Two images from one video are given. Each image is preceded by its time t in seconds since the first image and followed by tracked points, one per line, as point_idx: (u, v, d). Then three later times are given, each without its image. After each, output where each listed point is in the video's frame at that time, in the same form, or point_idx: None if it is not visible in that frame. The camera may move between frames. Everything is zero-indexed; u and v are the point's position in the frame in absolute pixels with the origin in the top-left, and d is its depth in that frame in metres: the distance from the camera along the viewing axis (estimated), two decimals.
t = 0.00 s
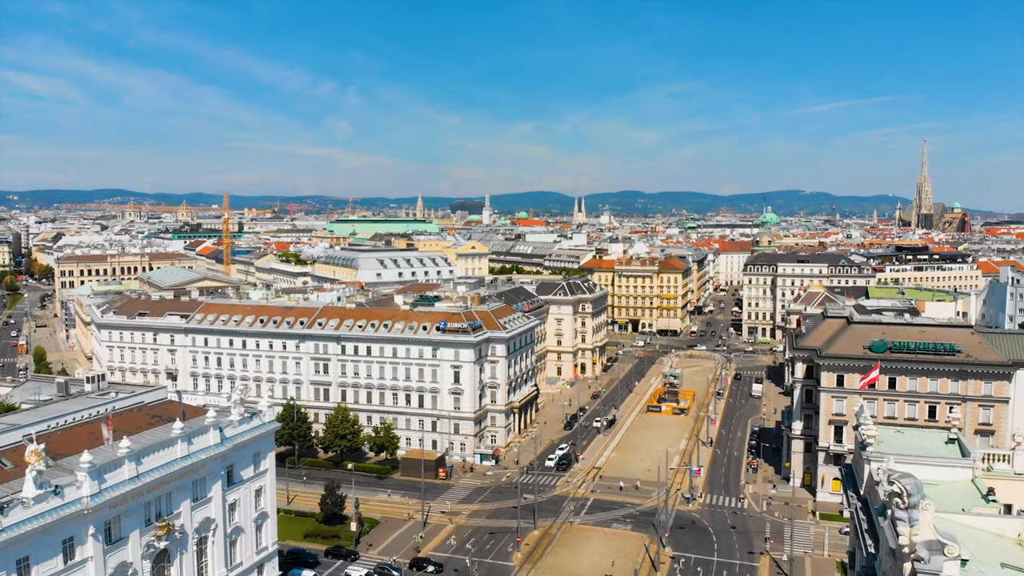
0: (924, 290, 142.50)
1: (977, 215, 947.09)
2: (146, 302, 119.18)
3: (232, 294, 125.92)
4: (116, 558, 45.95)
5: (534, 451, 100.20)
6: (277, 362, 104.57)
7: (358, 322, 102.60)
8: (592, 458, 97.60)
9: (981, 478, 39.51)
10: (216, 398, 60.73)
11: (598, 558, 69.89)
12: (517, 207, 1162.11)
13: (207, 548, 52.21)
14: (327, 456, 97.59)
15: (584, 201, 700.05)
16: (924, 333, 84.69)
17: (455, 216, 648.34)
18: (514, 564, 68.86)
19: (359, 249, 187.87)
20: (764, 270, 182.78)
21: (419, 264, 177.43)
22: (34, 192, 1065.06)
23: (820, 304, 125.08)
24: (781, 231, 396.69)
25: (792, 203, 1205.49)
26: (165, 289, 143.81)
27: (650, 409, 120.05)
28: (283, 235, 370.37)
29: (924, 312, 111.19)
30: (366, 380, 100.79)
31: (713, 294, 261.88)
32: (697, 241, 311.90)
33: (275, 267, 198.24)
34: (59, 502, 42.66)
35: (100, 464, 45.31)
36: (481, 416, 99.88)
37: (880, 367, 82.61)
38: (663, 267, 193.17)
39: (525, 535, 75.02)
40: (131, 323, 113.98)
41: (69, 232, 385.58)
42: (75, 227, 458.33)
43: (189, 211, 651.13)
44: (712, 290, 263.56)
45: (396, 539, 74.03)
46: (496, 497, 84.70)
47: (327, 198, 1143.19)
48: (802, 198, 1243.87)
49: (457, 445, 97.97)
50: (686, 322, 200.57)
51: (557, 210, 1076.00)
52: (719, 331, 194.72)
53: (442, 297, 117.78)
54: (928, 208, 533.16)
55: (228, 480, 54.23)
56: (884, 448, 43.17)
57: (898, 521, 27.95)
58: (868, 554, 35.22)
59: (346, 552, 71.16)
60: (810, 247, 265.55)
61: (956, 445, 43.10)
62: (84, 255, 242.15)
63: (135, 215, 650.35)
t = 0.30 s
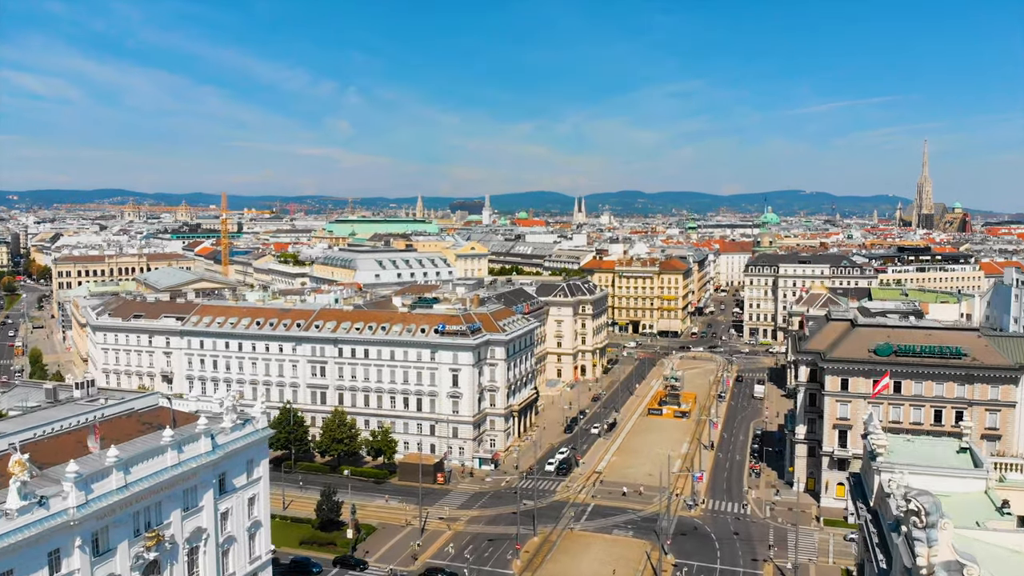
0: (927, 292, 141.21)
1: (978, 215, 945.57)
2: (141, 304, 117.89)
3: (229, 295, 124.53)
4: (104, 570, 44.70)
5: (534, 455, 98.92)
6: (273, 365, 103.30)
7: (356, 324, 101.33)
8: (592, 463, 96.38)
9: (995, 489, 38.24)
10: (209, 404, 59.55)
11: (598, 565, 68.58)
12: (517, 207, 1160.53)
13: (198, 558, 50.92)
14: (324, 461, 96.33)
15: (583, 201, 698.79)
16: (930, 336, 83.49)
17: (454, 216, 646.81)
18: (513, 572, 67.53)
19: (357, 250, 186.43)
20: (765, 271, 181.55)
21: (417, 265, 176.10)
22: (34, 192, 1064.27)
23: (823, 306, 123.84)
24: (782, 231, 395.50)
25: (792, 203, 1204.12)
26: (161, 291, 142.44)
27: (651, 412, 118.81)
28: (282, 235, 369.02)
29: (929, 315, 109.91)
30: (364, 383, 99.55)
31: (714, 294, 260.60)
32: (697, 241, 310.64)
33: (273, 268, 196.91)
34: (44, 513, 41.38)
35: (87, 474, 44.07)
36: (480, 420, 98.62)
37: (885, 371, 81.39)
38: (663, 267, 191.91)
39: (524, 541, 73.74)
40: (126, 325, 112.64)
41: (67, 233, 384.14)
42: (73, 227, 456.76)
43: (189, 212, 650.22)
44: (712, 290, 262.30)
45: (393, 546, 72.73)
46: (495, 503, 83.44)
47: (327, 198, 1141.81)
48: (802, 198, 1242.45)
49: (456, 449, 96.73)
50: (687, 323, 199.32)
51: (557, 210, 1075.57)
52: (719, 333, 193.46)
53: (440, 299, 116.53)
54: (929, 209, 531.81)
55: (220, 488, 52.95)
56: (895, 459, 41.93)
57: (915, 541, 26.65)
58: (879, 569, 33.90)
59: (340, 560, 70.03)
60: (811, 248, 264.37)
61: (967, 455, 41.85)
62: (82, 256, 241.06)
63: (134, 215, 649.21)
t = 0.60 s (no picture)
0: (931, 293, 139.57)
1: (978, 216, 944.14)
2: (136, 306, 116.37)
3: (225, 297, 123.03)
4: None
5: (534, 460, 97.45)
6: (269, 368, 101.82)
7: (353, 327, 99.83)
8: (593, 468, 94.91)
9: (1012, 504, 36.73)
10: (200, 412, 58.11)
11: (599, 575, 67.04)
12: (517, 207, 1159.00)
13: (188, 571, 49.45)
14: (321, 466, 94.90)
15: (583, 201, 697.53)
16: (937, 340, 81.98)
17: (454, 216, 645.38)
18: None
19: (356, 251, 184.91)
20: (767, 272, 180.10)
21: (416, 266, 174.60)
22: (33, 192, 1063.38)
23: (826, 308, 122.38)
24: (783, 231, 394.00)
25: (793, 203, 1202.82)
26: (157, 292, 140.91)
27: (652, 415, 117.32)
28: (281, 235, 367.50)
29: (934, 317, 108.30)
30: (361, 387, 98.08)
31: (715, 295, 259.23)
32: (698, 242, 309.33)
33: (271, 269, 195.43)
34: (26, 527, 39.92)
35: (72, 486, 42.64)
36: (480, 424, 97.14)
37: (891, 376, 79.85)
38: (664, 268, 190.45)
39: (523, 550, 72.25)
40: (120, 328, 111.12)
41: (66, 233, 382.62)
42: (72, 227, 455.23)
43: (188, 212, 649.43)
44: (713, 292, 260.96)
45: (390, 555, 71.23)
46: (494, 510, 81.96)
47: (327, 198, 1140.44)
48: (802, 198, 1241.04)
49: (454, 454, 95.24)
50: (688, 324, 197.90)
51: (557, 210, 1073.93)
52: (720, 334, 192.05)
53: (439, 301, 115.03)
54: (929, 209, 530.58)
55: (210, 498, 51.47)
56: (907, 470, 40.51)
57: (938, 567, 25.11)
58: None
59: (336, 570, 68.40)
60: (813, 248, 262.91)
61: (981, 468, 40.42)
62: (79, 257, 239.45)
63: (134, 215, 648.25)
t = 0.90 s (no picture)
0: (934, 294, 138.28)
1: (978, 216, 942.90)
2: (131, 307, 115.10)
3: (222, 299, 121.77)
4: None
5: (533, 464, 96.17)
6: (266, 371, 100.54)
7: (350, 329, 98.56)
8: (594, 472, 93.71)
9: None
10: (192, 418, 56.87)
11: None
12: (517, 207, 1157.55)
13: None
14: (317, 470, 93.69)
15: (583, 201, 696.57)
16: (942, 343, 80.76)
17: (454, 216, 644.50)
18: None
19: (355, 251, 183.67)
20: (768, 273, 178.95)
21: (415, 267, 173.34)
22: (33, 191, 1062.20)
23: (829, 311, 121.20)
24: (783, 231, 393.02)
25: (793, 203, 1201.70)
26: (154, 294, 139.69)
27: (653, 418, 116.07)
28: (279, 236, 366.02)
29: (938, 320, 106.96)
30: (358, 390, 96.82)
31: (716, 296, 258.14)
32: (698, 242, 308.34)
33: (270, 270, 194.38)
34: (10, 539, 38.55)
35: (58, 496, 41.34)
36: (479, 428, 95.86)
37: (897, 380, 78.61)
38: (665, 269, 189.25)
39: (522, 557, 70.97)
40: (115, 330, 109.83)
41: (64, 233, 381.01)
42: (70, 227, 454.00)
43: (188, 212, 649.53)
44: (714, 292, 259.87)
45: (387, 563, 69.94)
46: (493, 516, 80.67)
47: (326, 198, 1138.98)
48: (803, 198, 1239.89)
49: (453, 458, 93.94)
50: (689, 325, 196.70)
51: (556, 210, 1072.50)
52: (721, 335, 190.85)
53: (438, 302, 113.78)
54: (930, 209, 529.79)
55: (202, 508, 50.25)
56: (918, 481, 39.25)
57: None
58: None
59: None
60: (814, 249, 261.60)
61: (995, 479, 39.13)
62: (77, 257, 237.98)
63: (133, 215, 648.54)
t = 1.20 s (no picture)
0: (938, 295, 136.89)
1: (979, 216, 941.71)
2: (127, 309, 113.83)
3: (219, 301, 120.57)
4: None
5: (533, 469, 94.85)
6: (263, 374, 99.25)
7: (347, 332, 97.33)
8: (594, 477, 92.45)
9: None
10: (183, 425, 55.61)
11: None
12: (517, 207, 1156.20)
13: None
14: (315, 475, 92.46)
15: (583, 201, 695.45)
16: (948, 346, 79.50)
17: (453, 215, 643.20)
18: None
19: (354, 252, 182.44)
20: (770, 274, 177.70)
21: (414, 268, 172.15)
22: (32, 191, 1061.10)
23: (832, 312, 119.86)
24: (784, 232, 392.38)
25: (793, 203, 1200.36)
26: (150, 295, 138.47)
27: (654, 421, 114.81)
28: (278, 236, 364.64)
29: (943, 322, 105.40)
30: (356, 394, 95.55)
31: (716, 296, 256.88)
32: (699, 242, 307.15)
33: (268, 271, 193.27)
34: None
35: (43, 507, 39.96)
36: (478, 432, 94.56)
37: (902, 384, 77.34)
38: (666, 270, 188.01)
39: (522, 565, 69.68)
40: (110, 332, 108.51)
41: (62, 234, 379.46)
42: (69, 228, 452.31)
43: (188, 212, 648.81)
44: (715, 293, 258.59)
45: (383, 571, 68.63)
46: (493, 522, 79.38)
47: (326, 198, 1137.75)
48: (803, 198, 1238.61)
49: (452, 463, 92.67)
50: (690, 326, 195.44)
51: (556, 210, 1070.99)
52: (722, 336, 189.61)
53: (436, 304, 112.42)
54: (931, 209, 528.71)
55: (193, 518, 48.95)
56: (930, 493, 37.99)
57: None
58: None
59: None
60: (816, 249, 260.17)
61: (1010, 490, 37.86)
62: (74, 258, 236.56)
63: (132, 215, 647.38)
